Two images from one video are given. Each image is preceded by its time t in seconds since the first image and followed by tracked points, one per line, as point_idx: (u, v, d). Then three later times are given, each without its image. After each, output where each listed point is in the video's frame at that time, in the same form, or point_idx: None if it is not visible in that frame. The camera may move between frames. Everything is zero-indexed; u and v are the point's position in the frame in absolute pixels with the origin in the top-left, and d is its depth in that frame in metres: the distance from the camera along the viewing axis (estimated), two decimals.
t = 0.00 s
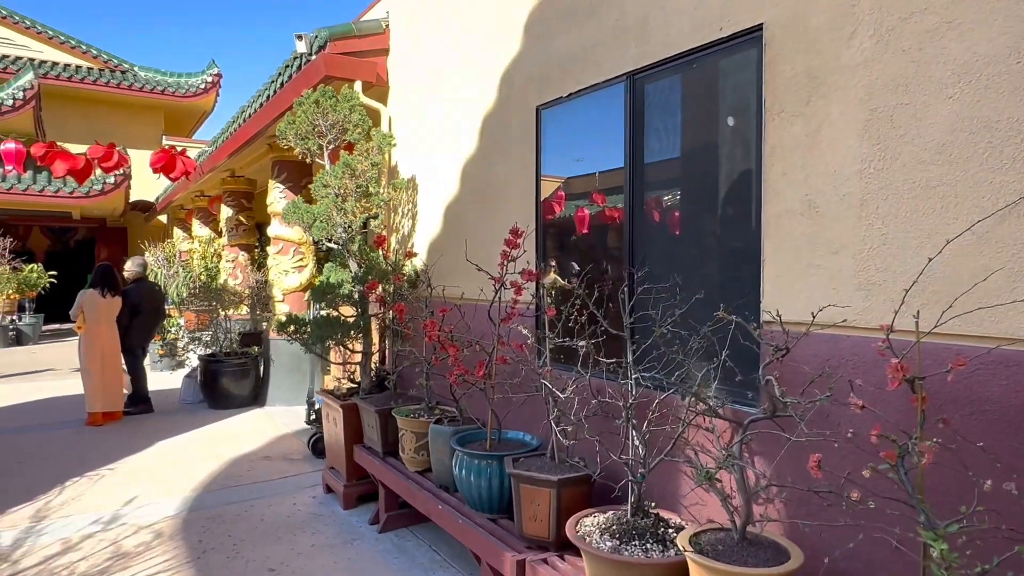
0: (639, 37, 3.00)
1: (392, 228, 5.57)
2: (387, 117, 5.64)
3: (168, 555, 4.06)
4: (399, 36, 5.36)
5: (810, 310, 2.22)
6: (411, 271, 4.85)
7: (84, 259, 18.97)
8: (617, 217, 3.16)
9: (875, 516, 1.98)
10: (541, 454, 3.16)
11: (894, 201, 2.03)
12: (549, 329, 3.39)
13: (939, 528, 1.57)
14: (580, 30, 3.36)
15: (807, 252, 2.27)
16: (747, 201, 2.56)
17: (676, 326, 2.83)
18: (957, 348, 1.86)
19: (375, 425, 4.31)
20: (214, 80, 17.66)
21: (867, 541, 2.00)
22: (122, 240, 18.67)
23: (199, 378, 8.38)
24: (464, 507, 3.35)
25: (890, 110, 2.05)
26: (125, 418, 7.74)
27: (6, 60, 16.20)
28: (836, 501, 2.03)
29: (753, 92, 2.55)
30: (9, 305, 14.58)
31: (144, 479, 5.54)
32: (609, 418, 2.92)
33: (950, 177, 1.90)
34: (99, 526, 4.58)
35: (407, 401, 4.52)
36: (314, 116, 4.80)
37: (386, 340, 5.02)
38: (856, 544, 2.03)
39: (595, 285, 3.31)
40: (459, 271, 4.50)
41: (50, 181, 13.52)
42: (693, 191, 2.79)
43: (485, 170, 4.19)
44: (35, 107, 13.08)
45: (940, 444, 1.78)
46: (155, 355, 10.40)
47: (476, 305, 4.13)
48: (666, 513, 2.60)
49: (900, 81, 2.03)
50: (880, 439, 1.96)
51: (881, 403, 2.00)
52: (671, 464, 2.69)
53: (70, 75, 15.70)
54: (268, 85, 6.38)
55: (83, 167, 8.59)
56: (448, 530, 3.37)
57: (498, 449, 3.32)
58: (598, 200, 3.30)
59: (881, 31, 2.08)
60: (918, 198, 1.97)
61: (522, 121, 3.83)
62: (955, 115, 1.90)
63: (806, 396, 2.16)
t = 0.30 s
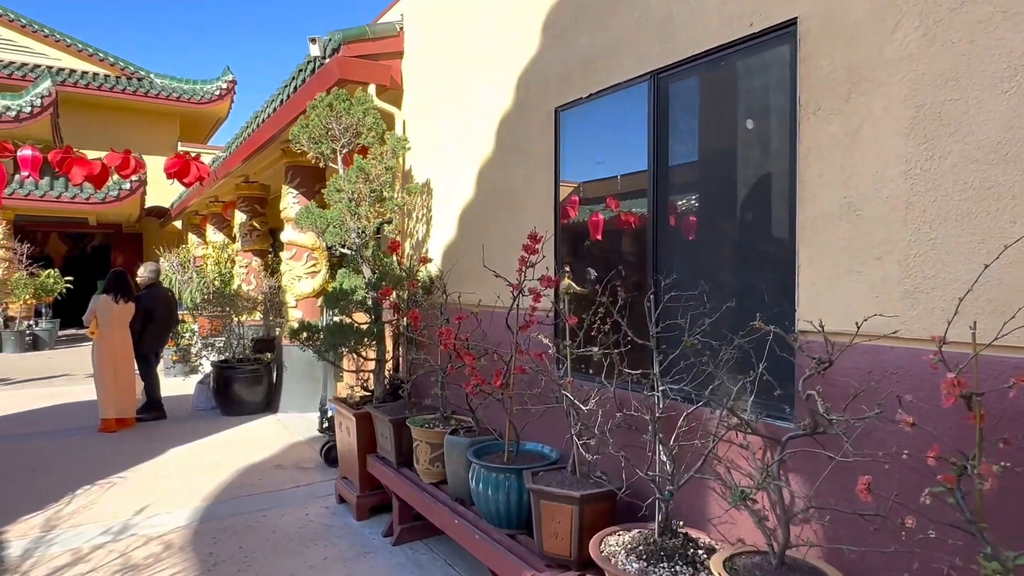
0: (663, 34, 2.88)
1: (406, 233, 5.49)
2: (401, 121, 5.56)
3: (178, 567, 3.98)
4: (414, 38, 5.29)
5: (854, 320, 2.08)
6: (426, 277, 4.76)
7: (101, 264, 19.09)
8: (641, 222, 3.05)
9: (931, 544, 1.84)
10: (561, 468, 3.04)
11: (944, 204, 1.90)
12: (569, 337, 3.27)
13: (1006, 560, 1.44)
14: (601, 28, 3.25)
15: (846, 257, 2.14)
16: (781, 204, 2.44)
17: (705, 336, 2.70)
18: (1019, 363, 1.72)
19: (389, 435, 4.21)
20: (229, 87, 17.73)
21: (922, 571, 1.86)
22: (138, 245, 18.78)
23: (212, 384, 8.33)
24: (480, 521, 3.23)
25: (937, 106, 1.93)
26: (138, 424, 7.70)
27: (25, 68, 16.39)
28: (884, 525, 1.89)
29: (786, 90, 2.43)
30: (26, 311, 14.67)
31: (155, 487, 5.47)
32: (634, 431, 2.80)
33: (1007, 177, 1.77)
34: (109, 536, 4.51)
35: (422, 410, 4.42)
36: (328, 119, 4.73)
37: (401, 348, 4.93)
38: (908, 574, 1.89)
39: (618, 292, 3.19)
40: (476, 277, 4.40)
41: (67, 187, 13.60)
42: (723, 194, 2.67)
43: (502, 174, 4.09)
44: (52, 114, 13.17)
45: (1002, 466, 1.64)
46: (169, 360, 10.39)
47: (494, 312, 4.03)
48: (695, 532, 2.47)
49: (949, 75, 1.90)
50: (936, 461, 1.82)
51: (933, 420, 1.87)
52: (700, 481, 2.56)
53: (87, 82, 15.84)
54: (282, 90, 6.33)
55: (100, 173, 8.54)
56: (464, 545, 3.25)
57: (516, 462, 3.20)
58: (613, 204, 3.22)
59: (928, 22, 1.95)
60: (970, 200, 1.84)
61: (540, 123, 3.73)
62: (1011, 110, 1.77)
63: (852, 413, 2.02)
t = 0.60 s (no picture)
0: (690, 31, 2.78)
1: (422, 238, 5.41)
2: (416, 124, 5.49)
3: None
4: (429, 40, 5.22)
5: (905, 330, 1.95)
6: (443, 283, 4.68)
7: (116, 270, 19.18)
8: (669, 226, 2.94)
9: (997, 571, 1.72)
10: (584, 481, 2.93)
11: (1002, 205, 1.78)
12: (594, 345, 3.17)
13: None
14: (625, 26, 3.15)
15: (891, 263, 2.02)
16: (821, 207, 2.32)
17: (739, 346, 2.59)
18: None
19: (404, 444, 4.12)
20: (242, 92, 17.81)
21: None
22: (152, 250, 18.88)
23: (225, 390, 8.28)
24: (500, 536, 3.12)
25: (992, 101, 1.81)
26: (152, 430, 7.66)
27: (43, 75, 16.54)
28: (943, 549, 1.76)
29: (824, 87, 2.32)
30: (43, 316, 14.74)
31: (168, 495, 5.41)
32: (664, 445, 2.68)
33: None
34: (121, 546, 4.44)
35: (437, 418, 4.32)
36: (343, 122, 4.65)
37: (416, 355, 4.84)
38: None
39: (645, 299, 3.08)
40: (494, 283, 4.31)
41: (83, 192, 13.67)
42: (762, 196, 2.56)
43: (521, 177, 4.00)
44: (69, 121, 13.26)
45: None
46: (183, 365, 10.38)
47: (513, 319, 3.93)
48: (729, 551, 2.34)
49: (1005, 69, 1.78)
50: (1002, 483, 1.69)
51: (995, 438, 1.74)
52: (735, 499, 2.43)
53: (103, 89, 15.96)
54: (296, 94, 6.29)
55: (115, 178, 8.52)
56: (483, 560, 3.14)
57: (538, 474, 3.09)
58: (625, 207, 3.19)
59: (981, 13, 1.83)
60: None
61: (560, 125, 3.63)
62: None
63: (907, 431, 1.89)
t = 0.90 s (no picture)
0: (717, 28, 2.70)
1: (439, 241, 5.36)
2: (433, 127, 5.45)
3: None
4: (447, 42, 5.18)
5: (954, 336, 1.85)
6: (461, 287, 4.63)
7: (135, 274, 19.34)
8: (691, 229, 2.90)
9: None
10: (608, 491, 2.85)
11: None
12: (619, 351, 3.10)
13: None
14: (648, 24, 3.08)
15: (935, 266, 1.93)
16: (858, 208, 2.24)
17: (772, 352, 2.50)
18: None
19: (422, 450, 4.06)
20: (258, 98, 17.91)
21: None
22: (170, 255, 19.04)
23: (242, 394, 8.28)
24: (520, 545, 3.04)
25: None
26: (169, 434, 7.67)
27: (63, 81, 16.75)
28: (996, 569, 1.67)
29: (861, 83, 2.23)
30: (63, 320, 14.88)
31: (185, 500, 5.39)
32: (693, 454, 2.60)
33: None
34: (137, 552, 4.42)
35: (455, 424, 4.26)
36: (360, 125, 4.62)
37: (434, 360, 4.78)
38: None
39: (671, 303, 3.00)
40: (513, 286, 4.24)
41: (102, 198, 13.80)
42: (795, 197, 2.48)
43: (540, 180, 3.94)
44: (89, 127, 13.40)
45: None
46: (200, 369, 10.40)
47: (533, 323, 3.87)
48: (762, 566, 2.25)
49: None
50: None
51: None
52: (767, 512, 2.34)
53: (122, 95, 16.12)
54: (312, 97, 6.27)
55: (132, 182, 8.55)
56: (502, 570, 3.07)
57: (559, 483, 3.02)
58: (642, 210, 3.17)
59: None
60: None
61: (580, 126, 3.57)
62: None
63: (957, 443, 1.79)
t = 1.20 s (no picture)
0: (742, 22, 2.62)
1: (457, 244, 5.32)
2: (451, 128, 5.41)
3: None
4: (464, 43, 5.13)
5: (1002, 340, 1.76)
6: (479, 288, 4.57)
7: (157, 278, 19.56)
8: (711, 231, 2.84)
9: None
10: (631, 498, 2.78)
11: None
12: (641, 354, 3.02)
13: None
14: (670, 19, 3.00)
15: (978, 266, 1.84)
16: (893, 206, 2.15)
17: (803, 356, 2.41)
18: None
19: (440, 454, 4.01)
20: (278, 102, 18.06)
21: None
22: (191, 258, 19.26)
23: (261, 397, 8.30)
24: (540, 553, 2.97)
25: None
26: (189, 436, 7.71)
27: (88, 88, 17.02)
28: None
29: (897, 76, 2.14)
30: (87, 323, 15.09)
31: (205, 503, 5.40)
32: (720, 462, 2.52)
33: None
34: (157, 554, 4.41)
35: (473, 428, 4.21)
36: (378, 127, 4.59)
37: (452, 363, 4.74)
38: None
39: (695, 305, 2.91)
40: (532, 289, 4.18)
41: (126, 202, 13.98)
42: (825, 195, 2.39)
43: (560, 180, 3.87)
44: (113, 133, 13.58)
45: None
46: (220, 372, 10.47)
47: (553, 325, 3.80)
48: None
49: None
50: None
51: None
52: (798, 523, 2.25)
53: (145, 101, 16.33)
54: (330, 100, 6.28)
55: (154, 186, 8.62)
56: None
57: (580, 489, 2.95)
58: (661, 212, 3.10)
59: None
60: None
61: (600, 125, 3.50)
62: None
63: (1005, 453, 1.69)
